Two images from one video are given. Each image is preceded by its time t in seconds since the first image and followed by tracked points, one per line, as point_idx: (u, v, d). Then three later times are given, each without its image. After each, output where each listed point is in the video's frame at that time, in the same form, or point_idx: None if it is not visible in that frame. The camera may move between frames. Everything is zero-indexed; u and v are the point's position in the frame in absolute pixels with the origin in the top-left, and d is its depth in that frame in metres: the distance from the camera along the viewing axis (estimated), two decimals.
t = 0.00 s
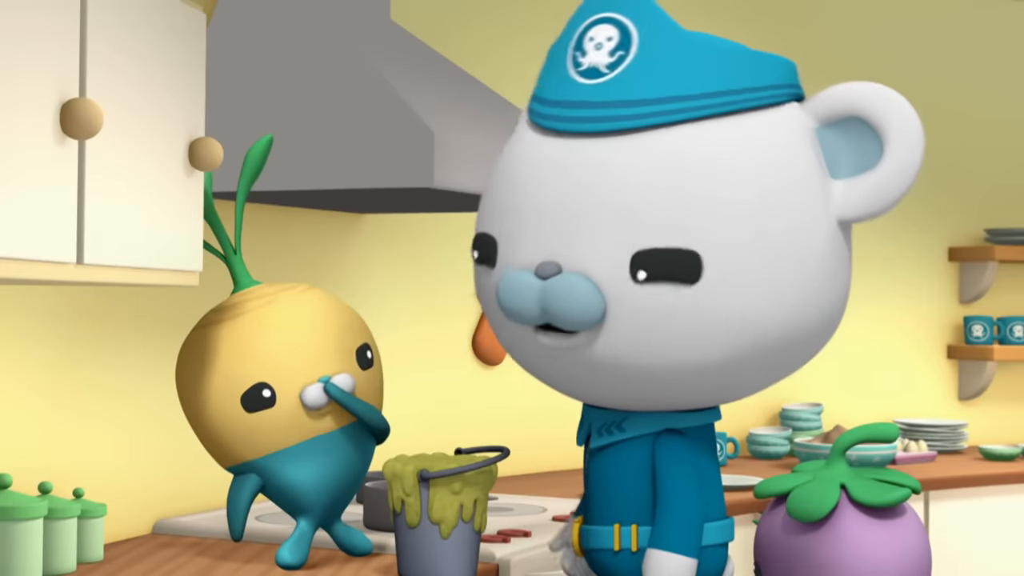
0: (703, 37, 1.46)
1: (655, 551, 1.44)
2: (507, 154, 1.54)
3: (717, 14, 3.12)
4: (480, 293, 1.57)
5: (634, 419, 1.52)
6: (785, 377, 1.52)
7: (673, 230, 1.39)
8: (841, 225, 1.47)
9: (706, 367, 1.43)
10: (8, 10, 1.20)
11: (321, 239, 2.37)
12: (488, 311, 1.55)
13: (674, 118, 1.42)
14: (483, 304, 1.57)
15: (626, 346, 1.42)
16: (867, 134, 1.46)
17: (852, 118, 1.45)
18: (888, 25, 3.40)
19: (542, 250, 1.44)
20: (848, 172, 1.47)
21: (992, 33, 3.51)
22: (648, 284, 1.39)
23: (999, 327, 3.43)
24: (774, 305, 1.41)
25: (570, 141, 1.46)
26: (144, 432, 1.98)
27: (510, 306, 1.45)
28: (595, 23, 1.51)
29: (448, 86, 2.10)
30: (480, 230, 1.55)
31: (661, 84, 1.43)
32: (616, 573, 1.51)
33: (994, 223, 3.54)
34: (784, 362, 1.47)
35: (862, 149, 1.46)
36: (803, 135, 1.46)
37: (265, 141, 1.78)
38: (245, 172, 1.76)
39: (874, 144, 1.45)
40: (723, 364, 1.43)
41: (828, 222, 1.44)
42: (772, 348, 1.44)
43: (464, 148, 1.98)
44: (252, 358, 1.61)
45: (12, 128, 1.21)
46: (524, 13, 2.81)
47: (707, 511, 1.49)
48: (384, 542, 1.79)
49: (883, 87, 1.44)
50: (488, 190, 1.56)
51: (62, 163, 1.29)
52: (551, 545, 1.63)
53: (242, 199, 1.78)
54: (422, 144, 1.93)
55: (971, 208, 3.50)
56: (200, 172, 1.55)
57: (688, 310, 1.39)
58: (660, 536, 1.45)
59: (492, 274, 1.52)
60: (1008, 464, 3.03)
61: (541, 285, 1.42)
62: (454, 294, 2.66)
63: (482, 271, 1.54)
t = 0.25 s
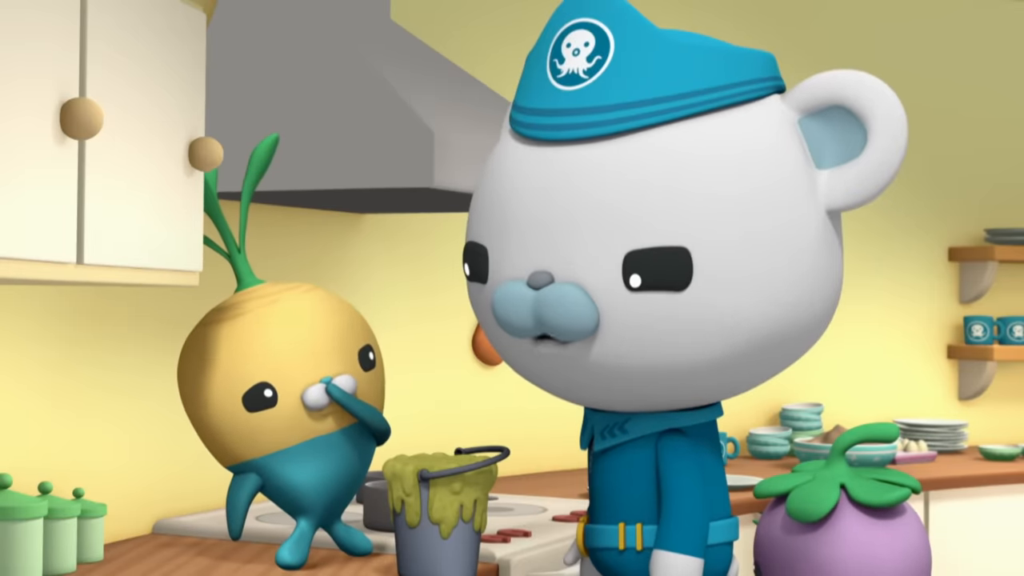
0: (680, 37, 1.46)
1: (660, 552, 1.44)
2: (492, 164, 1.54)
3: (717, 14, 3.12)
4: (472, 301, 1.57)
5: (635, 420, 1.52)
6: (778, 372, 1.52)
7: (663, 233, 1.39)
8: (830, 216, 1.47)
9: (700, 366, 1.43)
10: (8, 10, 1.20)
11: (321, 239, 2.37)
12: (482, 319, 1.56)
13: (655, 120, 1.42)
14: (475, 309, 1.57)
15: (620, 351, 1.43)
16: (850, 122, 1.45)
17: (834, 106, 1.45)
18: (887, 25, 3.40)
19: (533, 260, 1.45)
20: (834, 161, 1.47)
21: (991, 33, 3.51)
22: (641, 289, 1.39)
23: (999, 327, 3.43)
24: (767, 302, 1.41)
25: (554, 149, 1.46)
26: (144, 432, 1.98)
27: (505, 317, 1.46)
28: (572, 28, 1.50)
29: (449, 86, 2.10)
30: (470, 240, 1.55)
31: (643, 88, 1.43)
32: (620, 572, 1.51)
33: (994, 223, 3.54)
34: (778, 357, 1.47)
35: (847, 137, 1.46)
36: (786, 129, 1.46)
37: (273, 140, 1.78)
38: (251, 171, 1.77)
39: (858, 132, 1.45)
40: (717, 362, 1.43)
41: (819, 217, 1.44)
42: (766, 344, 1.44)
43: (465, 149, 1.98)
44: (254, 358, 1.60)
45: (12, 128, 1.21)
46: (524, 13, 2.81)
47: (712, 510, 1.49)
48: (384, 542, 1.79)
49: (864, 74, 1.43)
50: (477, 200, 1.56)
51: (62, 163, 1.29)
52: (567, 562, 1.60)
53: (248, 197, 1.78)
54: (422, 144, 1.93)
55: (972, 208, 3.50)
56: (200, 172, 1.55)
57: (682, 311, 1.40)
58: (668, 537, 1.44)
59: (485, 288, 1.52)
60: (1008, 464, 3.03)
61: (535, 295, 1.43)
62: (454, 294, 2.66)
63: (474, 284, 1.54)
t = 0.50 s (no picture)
0: (683, 36, 1.46)
1: (660, 552, 1.45)
2: (493, 161, 1.55)
3: (717, 14, 3.12)
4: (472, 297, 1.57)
5: (635, 418, 1.52)
6: (779, 372, 1.52)
7: (663, 232, 1.39)
8: (831, 216, 1.47)
9: (700, 365, 1.43)
10: (8, 10, 1.20)
11: (321, 239, 2.37)
12: (484, 317, 1.56)
13: (659, 118, 1.42)
14: (475, 305, 1.58)
15: (620, 349, 1.43)
16: (852, 123, 1.45)
17: (836, 108, 1.45)
18: (887, 25, 3.40)
19: (533, 257, 1.45)
20: (835, 162, 1.47)
21: (991, 33, 3.51)
22: (640, 287, 1.39)
23: (999, 327, 3.43)
24: (766, 302, 1.41)
25: (554, 146, 1.46)
26: (144, 433, 1.98)
27: (504, 311, 1.46)
28: (576, 26, 1.50)
29: (448, 86, 2.11)
30: (472, 237, 1.56)
31: (645, 86, 1.43)
32: (618, 571, 1.51)
33: (994, 223, 3.54)
34: (778, 356, 1.47)
35: (848, 138, 1.46)
36: (787, 128, 1.46)
37: (326, 140, 1.78)
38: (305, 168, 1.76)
39: (860, 133, 1.45)
40: (718, 361, 1.43)
41: (820, 216, 1.44)
42: (766, 344, 1.44)
43: (464, 149, 1.98)
44: (272, 372, 1.59)
45: (12, 128, 1.21)
46: (524, 13, 2.81)
47: (711, 509, 1.49)
48: (384, 542, 1.79)
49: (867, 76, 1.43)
50: (478, 198, 1.56)
51: (62, 163, 1.29)
52: (564, 560, 1.60)
53: (298, 195, 1.77)
54: (422, 144, 1.93)
55: (971, 207, 3.50)
56: (200, 172, 1.55)
57: (682, 309, 1.40)
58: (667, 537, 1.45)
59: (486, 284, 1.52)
60: (1008, 464, 3.03)
61: (535, 291, 1.43)
62: (454, 294, 2.66)
63: (475, 281, 1.54)
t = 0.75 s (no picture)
0: (687, 35, 1.46)
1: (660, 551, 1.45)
2: (496, 158, 1.55)
3: (717, 15, 3.12)
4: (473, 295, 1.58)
5: (633, 417, 1.52)
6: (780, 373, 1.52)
7: (664, 229, 1.39)
8: (832, 217, 1.47)
9: (700, 363, 1.43)
10: (8, 10, 1.20)
11: (321, 239, 2.37)
12: (485, 315, 1.56)
13: (661, 115, 1.42)
14: (476, 301, 1.58)
15: (619, 346, 1.43)
16: (855, 124, 1.45)
17: (838, 109, 1.45)
18: (887, 25, 3.40)
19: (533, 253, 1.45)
20: (837, 163, 1.47)
21: (991, 33, 3.51)
22: (640, 283, 1.39)
23: (999, 327, 3.43)
24: (766, 301, 1.41)
25: (556, 143, 1.46)
26: (144, 433, 1.98)
27: (505, 307, 1.46)
28: (580, 24, 1.51)
29: (449, 86, 2.11)
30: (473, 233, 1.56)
31: (648, 84, 1.43)
32: (615, 569, 1.51)
33: (994, 223, 3.54)
34: (779, 356, 1.47)
35: (850, 139, 1.46)
36: (791, 130, 1.45)
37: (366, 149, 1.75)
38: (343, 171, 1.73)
39: (862, 134, 1.45)
40: (718, 360, 1.43)
41: (821, 216, 1.45)
42: (766, 344, 1.43)
43: (464, 149, 1.98)
44: (286, 374, 1.59)
45: (12, 128, 1.21)
46: (523, 13, 2.81)
47: (709, 508, 1.50)
48: (384, 542, 1.79)
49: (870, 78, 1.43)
50: (480, 195, 1.57)
51: (62, 163, 1.29)
52: (559, 558, 1.59)
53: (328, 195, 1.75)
54: (422, 144, 1.93)
55: (971, 207, 3.50)
56: (200, 172, 1.55)
57: (682, 307, 1.40)
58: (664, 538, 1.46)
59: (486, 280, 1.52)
60: (1008, 464, 3.03)
61: (535, 287, 1.43)
62: (454, 294, 2.66)
63: (476, 277, 1.55)
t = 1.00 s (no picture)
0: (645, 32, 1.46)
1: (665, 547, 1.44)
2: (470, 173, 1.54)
3: (716, 15, 3.12)
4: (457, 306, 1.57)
5: (629, 415, 1.52)
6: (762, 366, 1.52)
7: (643, 224, 1.39)
8: (807, 196, 1.47)
9: (684, 356, 1.43)
10: (8, 10, 1.20)
11: (321, 239, 2.37)
12: (468, 325, 1.55)
13: (627, 111, 1.43)
14: (464, 321, 1.57)
15: (604, 344, 1.43)
16: (819, 104, 1.46)
17: (801, 90, 1.46)
18: (887, 25, 3.40)
19: (514, 259, 1.45)
20: (804, 142, 1.48)
21: (991, 33, 3.51)
22: (621, 278, 1.39)
23: (999, 327, 3.43)
24: (750, 289, 1.41)
25: (528, 150, 1.46)
26: (144, 433, 1.98)
27: (487, 316, 1.44)
28: (538, 31, 1.51)
29: (449, 86, 2.11)
30: (453, 250, 1.55)
31: (611, 82, 1.43)
32: (618, 569, 1.51)
33: (994, 223, 3.53)
34: (764, 345, 1.47)
35: (816, 119, 1.47)
36: (754, 113, 1.46)
37: (340, 140, 1.81)
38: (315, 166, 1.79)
39: (828, 113, 1.46)
40: (703, 350, 1.43)
41: (797, 200, 1.45)
42: (752, 332, 1.43)
43: (460, 150, 2.01)
44: (282, 360, 1.60)
45: (12, 128, 1.21)
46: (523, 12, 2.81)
47: (710, 506, 1.49)
48: (384, 542, 1.79)
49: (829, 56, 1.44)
50: (456, 210, 1.56)
51: (62, 163, 1.29)
52: (562, 563, 1.60)
53: (306, 193, 1.80)
54: (422, 144, 1.94)
55: (972, 207, 3.49)
56: (200, 172, 1.55)
57: (664, 298, 1.39)
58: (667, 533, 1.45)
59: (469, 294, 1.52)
60: (1008, 464, 3.03)
61: (517, 292, 1.42)
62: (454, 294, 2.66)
63: (459, 294, 1.54)
